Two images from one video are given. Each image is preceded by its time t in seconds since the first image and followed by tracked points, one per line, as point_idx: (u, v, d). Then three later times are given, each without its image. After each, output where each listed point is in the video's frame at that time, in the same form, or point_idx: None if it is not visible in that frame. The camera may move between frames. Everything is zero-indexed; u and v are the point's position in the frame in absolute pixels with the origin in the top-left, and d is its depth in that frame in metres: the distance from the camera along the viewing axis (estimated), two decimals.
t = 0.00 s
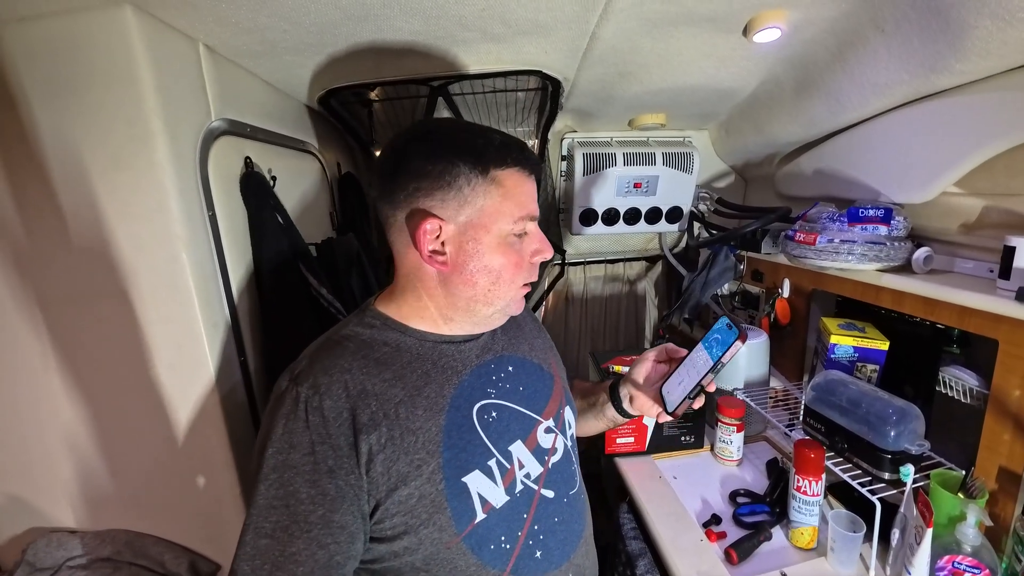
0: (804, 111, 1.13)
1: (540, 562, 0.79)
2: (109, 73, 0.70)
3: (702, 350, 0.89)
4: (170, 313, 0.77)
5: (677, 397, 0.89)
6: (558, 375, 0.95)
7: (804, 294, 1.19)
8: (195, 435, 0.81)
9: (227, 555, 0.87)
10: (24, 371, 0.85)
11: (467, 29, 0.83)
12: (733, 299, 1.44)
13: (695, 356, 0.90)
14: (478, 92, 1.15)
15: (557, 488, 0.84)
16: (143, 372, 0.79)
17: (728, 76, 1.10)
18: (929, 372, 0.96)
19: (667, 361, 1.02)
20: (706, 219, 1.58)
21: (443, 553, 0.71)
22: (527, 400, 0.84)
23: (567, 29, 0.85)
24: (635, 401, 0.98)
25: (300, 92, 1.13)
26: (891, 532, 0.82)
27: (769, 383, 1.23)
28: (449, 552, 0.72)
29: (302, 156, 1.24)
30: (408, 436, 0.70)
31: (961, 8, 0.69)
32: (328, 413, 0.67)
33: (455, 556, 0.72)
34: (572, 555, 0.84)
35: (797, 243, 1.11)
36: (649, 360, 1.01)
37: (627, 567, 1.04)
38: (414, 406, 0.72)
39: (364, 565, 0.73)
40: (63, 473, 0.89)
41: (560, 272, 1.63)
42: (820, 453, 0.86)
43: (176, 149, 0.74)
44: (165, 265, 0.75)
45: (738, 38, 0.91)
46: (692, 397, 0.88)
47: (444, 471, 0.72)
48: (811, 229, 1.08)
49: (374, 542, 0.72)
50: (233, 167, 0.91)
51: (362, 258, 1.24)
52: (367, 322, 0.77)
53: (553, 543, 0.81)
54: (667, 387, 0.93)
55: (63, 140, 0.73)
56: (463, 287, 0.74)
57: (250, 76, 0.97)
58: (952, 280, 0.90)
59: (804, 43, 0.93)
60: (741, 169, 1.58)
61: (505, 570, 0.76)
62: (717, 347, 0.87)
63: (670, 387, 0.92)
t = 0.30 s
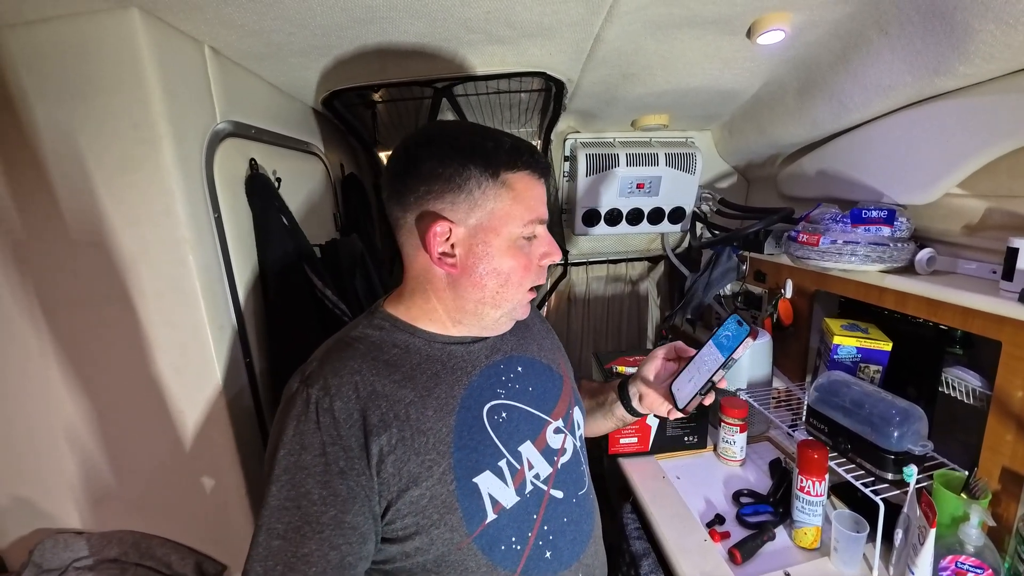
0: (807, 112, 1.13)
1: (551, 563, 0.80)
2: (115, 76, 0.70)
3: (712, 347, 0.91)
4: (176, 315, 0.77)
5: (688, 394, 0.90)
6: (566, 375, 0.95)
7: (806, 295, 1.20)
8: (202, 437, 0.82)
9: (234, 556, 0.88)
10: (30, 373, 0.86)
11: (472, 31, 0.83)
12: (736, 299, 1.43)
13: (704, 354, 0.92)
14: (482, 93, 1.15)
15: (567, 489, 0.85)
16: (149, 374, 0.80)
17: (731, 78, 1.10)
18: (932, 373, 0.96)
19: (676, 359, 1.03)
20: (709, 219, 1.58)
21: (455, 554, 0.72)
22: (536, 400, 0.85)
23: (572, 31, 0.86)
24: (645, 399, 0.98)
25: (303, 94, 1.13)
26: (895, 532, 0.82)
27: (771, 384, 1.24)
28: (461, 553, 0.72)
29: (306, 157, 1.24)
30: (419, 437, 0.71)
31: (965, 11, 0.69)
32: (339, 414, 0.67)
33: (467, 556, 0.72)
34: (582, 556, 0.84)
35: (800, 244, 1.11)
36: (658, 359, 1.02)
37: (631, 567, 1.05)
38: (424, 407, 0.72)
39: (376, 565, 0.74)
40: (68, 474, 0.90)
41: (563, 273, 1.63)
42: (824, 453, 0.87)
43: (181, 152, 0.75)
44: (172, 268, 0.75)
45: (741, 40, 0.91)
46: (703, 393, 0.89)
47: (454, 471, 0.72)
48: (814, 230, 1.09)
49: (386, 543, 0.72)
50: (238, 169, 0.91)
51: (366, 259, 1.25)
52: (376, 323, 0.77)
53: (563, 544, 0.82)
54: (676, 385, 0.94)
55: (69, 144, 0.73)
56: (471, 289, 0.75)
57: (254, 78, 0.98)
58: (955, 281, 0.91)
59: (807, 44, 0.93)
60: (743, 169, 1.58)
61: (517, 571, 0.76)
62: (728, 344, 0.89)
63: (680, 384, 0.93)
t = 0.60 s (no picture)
0: (809, 111, 1.13)
1: (550, 565, 0.79)
2: (114, 75, 0.70)
3: (716, 348, 0.91)
4: (175, 315, 0.77)
5: (692, 395, 0.90)
6: (567, 376, 0.95)
7: (807, 295, 1.19)
8: (201, 436, 0.82)
9: (233, 555, 0.88)
10: (30, 373, 0.86)
11: (472, 29, 0.82)
12: (736, 299, 1.43)
13: (708, 354, 0.92)
14: (482, 92, 1.15)
15: (566, 491, 0.85)
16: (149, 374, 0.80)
17: (732, 77, 1.10)
18: (933, 374, 0.96)
19: (677, 360, 1.02)
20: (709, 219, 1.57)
21: (452, 556, 0.72)
22: (536, 402, 0.84)
23: (572, 30, 0.85)
24: (648, 400, 0.98)
25: (303, 93, 1.13)
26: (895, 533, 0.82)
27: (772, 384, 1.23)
28: (459, 555, 0.72)
29: (306, 156, 1.24)
30: (417, 438, 0.70)
31: (967, 10, 0.69)
32: (337, 415, 0.67)
33: (465, 558, 0.72)
34: (581, 558, 0.84)
35: (801, 244, 1.10)
36: (661, 360, 1.01)
37: (631, 567, 1.05)
38: (423, 408, 0.72)
39: (374, 566, 0.74)
40: (67, 473, 0.90)
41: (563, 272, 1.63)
42: (824, 454, 0.86)
43: (180, 152, 0.74)
44: (171, 268, 0.75)
45: (742, 38, 0.91)
46: (707, 394, 0.89)
47: (453, 473, 0.72)
48: (815, 230, 1.08)
49: (383, 544, 0.72)
50: (237, 168, 0.91)
51: (365, 258, 1.24)
52: (376, 323, 0.77)
53: (563, 546, 0.82)
54: (679, 386, 0.93)
55: (68, 143, 0.73)
56: (470, 290, 0.74)
57: (254, 76, 0.97)
58: (956, 281, 0.90)
59: (809, 43, 0.93)
60: (744, 169, 1.58)
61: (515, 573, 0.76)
62: (732, 345, 0.89)
63: (683, 385, 0.93)
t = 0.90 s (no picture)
0: (810, 110, 1.12)
1: (550, 567, 0.80)
2: (114, 73, 0.70)
3: (721, 350, 0.91)
4: (176, 314, 0.77)
5: (696, 396, 0.90)
6: (568, 376, 0.95)
7: (808, 294, 1.20)
8: (202, 435, 0.82)
9: (234, 554, 0.88)
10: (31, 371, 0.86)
11: (473, 28, 0.82)
12: (736, 299, 1.43)
13: (712, 356, 0.93)
14: (482, 91, 1.15)
15: (567, 492, 0.85)
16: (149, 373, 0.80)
17: (733, 76, 1.10)
18: (934, 374, 0.96)
19: (681, 361, 1.02)
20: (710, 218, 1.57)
21: (452, 557, 0.72)
22: (537, 402, 0.84)
23: (573, 28, 0.85)
24: (650, 401, 0.98)
25: (304, 91, 1.13)
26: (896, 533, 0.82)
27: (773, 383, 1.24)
28: (458, 556, 0.72)
29: (307, 154, 1.24)
30: (417, 438, 0.70)
31: (969, 9, 0.69)
32: (336, 416, 0.67)
33: (464, 559, 0.72)
34: (582, 560, 0.84)
35: (802, 243, 1.11)
36: (664, 361, 1.00)
37: (631, 566, 1.04)
38: (423, 408, 0.72)
39: (373, 567, 0.74)
40: (66, 471, 0.90)
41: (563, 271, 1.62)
42: (824, 453, 0.86)
43: (180, 150, 0.74)
44: (171, 268, 0.75)
45: (744, 37, 0.91)
46: (711, 395, 0.89)
47: (452, 474, 0.72)
48: (816, 229, 1.08)
49: (382, 545, 0.72)
50: (238, 167, 0.91)
51: (366, 257, 1.24)
52: (377, 322, 0.77)
53: (563, 548, 0.82)
54: (682, 387, 0.93)
55: (69, 141, 0.73)
56: (470, 289, 0.74)
57: (254, 74, 0.97)
58: (958, 281, 0.90)
59: (810, 42, 0.93)
60: (745, 168, 1.58)
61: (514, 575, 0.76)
62: (737, 347, 0.90)
63: (686, 386, 0.93)
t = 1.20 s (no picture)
0: (806, 108, 1.14)
1: (551, 557, 0.81)
2: (125, 72, 0.72)
3: (721, 348, 0.92)
4: (184, 308, 0.79)
5: (698, 393, 0.91)
6: (571, 372, 0.96)
7: (805, 291, 1.22)
8: (209, 425, 0.83)
9: (240, 542, 0.89)
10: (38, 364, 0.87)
11: (473, 28, 0.84)
12: (734, 295, 1.44)
13: (711, 355, 0.93)
14: (482, 90, 1.17)
15: (569, 484, 0.86)
16: (158, 365, 0.81)
17: (730, 75, 1.12)
18: (927, 368, 0.98)
19: (683, 358, 1.01)
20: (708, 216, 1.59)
21: (456, 544, 0.73)
22: (541, 396, 0.86)
23: (571, 28, 0.87)
24: (653, 398, 0.98)
25: (308, 91, 1.15)
26: (888, 522, 0.83)
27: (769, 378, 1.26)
28: (462, 544, 0.74)
29: (310, 153, 1.26)
30: (424, 427, 0.72)
31: (958, 9, 0.71)
32: (346, 403, 0.69)
33: (468, 547, 0.74)
34: (584, 552, 0.86)
35: (797, 239, 1.12)
36: (667, 360, 0.99)
37: (629, 556, 1.03)
38: (429, 398, 0.74)
39: (380, 553, 0.75)
40: (75, 462, 0.92)
41: (563, 269, 1.64)
42: (818, 444, 0.88)
43: (189, 147, 0.76)
44: (180, 262, 0.77)
45: (740, 37, 0.92)
46: (713, 392, 0.90)
47: (458, 463, 0.73)
48: (811, 226, 1.10)
49: (390, 531, 0.74)
50: (243, 165, 0.93)
51: (368, 253, 1.26)
52: (383, 316, 0.80)
53: (565, 539, 0.83)
54: (683, 384, 0.94)
55: (80, 139, 0.74)
56: (411, 290, 0.76)
57: (259, 74, 0.99)
58: (950, 276, 0.92)
59: (805, 42, 0.94)
60: (743, 167, 1.60)
61: (517, 564, 0.77)
62: (737, 346, 0.91)
63: (688, 383, 0.93)
